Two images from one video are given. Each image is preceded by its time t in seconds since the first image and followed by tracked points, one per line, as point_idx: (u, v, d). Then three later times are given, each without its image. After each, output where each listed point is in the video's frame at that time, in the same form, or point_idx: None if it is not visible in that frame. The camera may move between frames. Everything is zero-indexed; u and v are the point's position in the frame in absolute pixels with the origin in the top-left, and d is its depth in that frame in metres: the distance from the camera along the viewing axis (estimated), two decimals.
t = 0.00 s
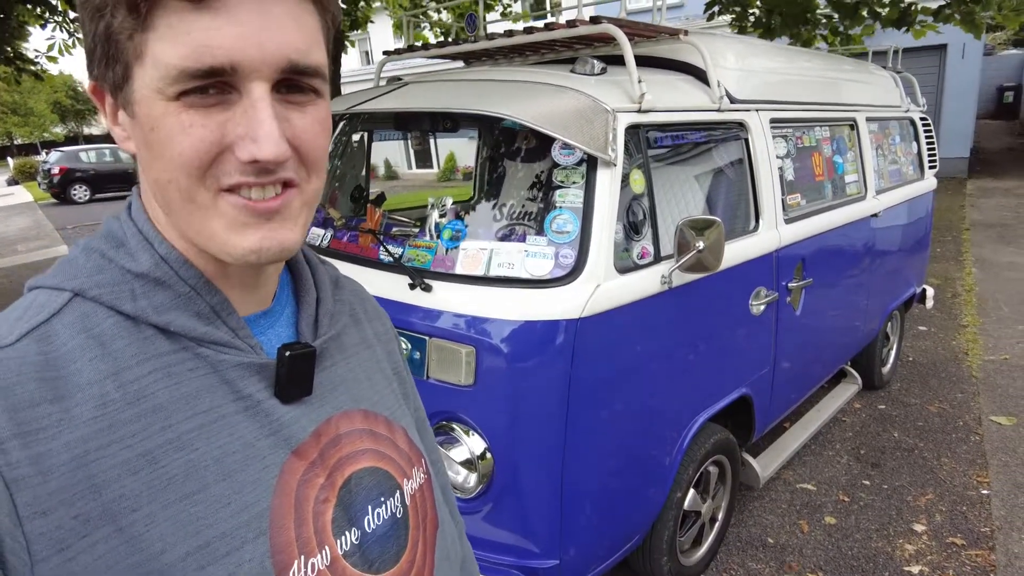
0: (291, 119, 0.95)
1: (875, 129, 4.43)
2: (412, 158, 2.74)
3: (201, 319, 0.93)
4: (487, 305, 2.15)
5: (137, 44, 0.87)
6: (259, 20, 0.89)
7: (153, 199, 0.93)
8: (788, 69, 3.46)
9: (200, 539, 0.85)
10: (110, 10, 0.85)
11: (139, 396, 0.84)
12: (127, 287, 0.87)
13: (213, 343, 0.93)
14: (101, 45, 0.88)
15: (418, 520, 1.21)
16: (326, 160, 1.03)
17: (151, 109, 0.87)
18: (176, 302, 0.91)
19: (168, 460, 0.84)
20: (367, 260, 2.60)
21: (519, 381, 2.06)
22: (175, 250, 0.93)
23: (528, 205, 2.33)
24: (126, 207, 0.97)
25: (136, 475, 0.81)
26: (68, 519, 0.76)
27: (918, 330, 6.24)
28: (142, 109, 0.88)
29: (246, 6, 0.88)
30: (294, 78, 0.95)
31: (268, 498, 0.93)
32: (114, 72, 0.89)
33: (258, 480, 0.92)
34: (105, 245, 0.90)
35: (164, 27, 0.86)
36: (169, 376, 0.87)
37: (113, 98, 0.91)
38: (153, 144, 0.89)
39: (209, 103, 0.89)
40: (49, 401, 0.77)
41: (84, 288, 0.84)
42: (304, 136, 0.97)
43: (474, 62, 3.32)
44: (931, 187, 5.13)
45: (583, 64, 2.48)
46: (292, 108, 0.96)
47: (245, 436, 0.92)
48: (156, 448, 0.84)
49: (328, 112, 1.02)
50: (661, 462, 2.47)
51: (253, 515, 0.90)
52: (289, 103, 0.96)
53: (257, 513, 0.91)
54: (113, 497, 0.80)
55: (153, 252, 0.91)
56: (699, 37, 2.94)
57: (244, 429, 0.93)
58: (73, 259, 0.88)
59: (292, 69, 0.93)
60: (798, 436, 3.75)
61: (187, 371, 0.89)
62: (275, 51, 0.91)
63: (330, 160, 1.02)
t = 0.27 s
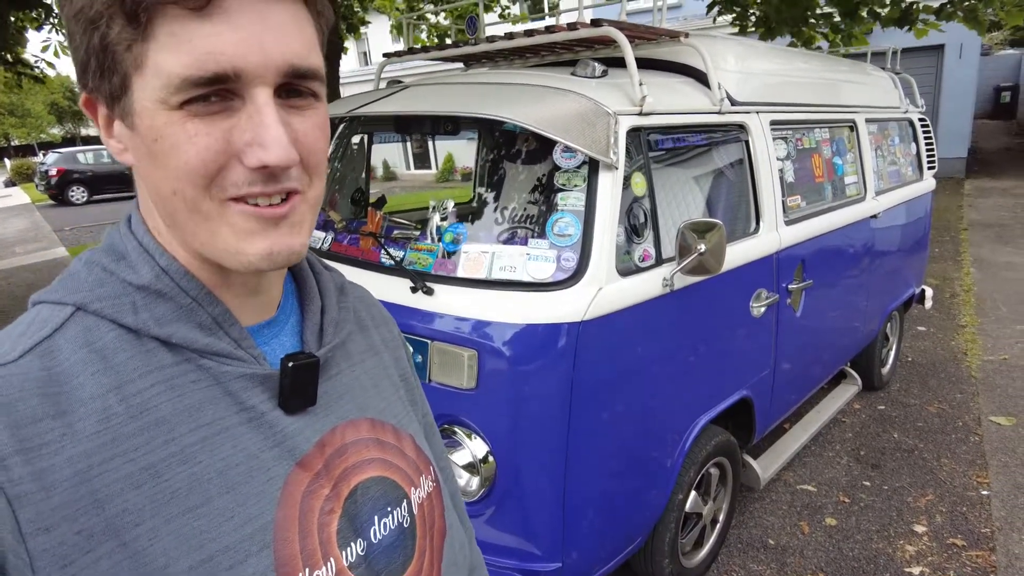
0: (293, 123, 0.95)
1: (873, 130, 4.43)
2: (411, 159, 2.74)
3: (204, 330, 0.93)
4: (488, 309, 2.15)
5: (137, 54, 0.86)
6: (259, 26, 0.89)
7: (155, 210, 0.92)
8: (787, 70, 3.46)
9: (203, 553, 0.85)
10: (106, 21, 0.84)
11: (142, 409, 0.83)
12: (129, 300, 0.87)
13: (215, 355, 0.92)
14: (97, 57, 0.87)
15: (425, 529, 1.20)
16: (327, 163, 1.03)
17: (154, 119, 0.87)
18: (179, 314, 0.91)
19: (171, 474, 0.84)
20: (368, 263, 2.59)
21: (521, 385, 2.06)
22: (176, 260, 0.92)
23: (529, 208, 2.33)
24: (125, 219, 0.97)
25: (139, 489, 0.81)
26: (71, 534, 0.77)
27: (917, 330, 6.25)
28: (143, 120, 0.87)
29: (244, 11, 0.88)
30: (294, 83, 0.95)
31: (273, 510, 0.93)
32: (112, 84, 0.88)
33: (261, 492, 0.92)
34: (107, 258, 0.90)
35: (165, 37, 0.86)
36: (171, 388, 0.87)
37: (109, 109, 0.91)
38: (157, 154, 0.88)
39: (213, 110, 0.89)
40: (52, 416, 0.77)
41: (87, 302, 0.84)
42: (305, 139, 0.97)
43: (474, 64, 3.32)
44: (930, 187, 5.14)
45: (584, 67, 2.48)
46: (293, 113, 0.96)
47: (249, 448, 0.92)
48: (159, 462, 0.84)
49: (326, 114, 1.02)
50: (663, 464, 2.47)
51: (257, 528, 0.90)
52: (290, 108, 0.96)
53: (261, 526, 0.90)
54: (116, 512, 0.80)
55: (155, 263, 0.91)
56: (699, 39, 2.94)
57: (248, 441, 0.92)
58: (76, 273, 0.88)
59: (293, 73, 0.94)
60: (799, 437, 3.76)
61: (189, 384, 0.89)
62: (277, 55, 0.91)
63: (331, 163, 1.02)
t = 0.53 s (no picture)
0: (286, 117, 0.95)
1: (871, 131, 4.44)
2: (409, 160, 2.71)
3: (199, 333, 0.93)
4: (486, 311, 2.15)
5: (127, 56, 0.86)
6: (248, 20, 0.90)
7: (150, 212, 0.91)
8: (785, 71, 3.46)
9: (199, 555, 0.84)
10: (93, 24, 0.84)
11: (137, 413, 0.83)
12: (124, 303, 0.86)
13: (210, 357, 0.92)
14: (85, 62, 0.86)
15: (421, 530, 1.20)
16: (319, 156, 1.03)
17: (148, 119, 0.86)
18: (174, 317, 0.90)
19: (167, 476, 0.84)
20: (367, 264, 2.59)
21: (519, 386, 2.06)
22: (171, 263, 0.92)
23: (528, 209, 2.33)
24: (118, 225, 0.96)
25: (135, 492, 0.81)
26: (68, 538, 0.76)
27: (915, 331, 6.26)
28: (136, 121, 0.87)
29: (232, 7, 0.89)
30: (285, 76, 0.95)
31: (268, 512, 0.92)
32: (101, 88, 0.87)
33: (257, 495, 0.92)
34: (101, 262, 0.90)
35: (154, 35, 0.86)
36: (166, 392, 0.87)
37: (98, 113, 0.90)
38: (152, 155, 0.87)
39: (207, 107, 0.88)
40: (47, 420, 0.77)
41: (82, 305, 0.84)
42: (298, 133, 0.97)
43: (473, 64, 3.32)
44: (928, 188, 5.15)
45: (583, 68, 2.48)
46: (284, 107, 0.96)
47: (245, 450, 0.92)
48: (155, 464, 0.83)
49: (316, 108, 1.02)
50: (661, 465, 2.47)
51: (253, 531, 0.90)
52: (281, 102, 0.96)
53: (257, 528, 0.90)
54: (112, 516, 0.79)
55: (149, 266, 0.91)
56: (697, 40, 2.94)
57: (244, 443, 0.92)
58: (69, 277, 0.87)
59: (284, 66, 0.94)
60: (797, 437, 3.76)
61: (184, 387, 0.88)
62: (268, 51, 0.91)
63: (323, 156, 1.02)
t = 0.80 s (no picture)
0: (283, 122, 0.95)
1: (869, 132, 4.44)
2: (407, 161, 2.73)
3: (191, 335, 0.92)
4: (482, 312, 2.14)
5: (123, 57, 0.85)
6: (247, 26, 0.89)
7: (144, 214, 0.91)
8: (783, 72, 3.46)
9: (191, 558, 0.84)
10: (89, 25, 0.83)
11: (129, 415, 0.83)
12: (115, 305, 0.86)
13: (202, 360, 0.91)
14: (80, 61, 0.86)
15: (413, 532, 1.19)
16: (315, 161, 1.03)
17: (143, 122, 0.86)
18: (165, 319, 0.90)
19: (160, 479, 0.84)
20: (363, 265, 2.58)
21: (516, 387, 2.06)
22: (164, 266, 0.91)
23: (525, 210, 2.33)
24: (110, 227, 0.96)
25: (127, 495, 0.81)
26: (59, 541, 0.76)
27: (913, 332, 6.26)
28: (132, 123, 0.86)
29: (231, 12, 0.88)
30: (282, 81, 0.95)
31: (261, 514, 0.92)
32: (96, 88, 0.86)
33: (250, 497, 0.91)
34: (93, 264, 0.89)
35: (153, 39, 0.85)
36: (158, 394, 0.86)
37: (92, 114, 0.89)
38: (147, 157, 0.87)
39: (204, 110, 0.88)
40: (38, 423, 0.76)
41: (72, 308, 0.83)
42: (295, 137, 0.97)
43: (470, 65, 3.32)
44: (925, 189, 5.16)
45: (580, 69, 2.48)
46: (281, 111, 0.96)
47: (237, 452, 0.91)
48: (148, 466, 0.83)
49: (312, 112, 1.02)
50: (658, 466, 2.47)
51: (245, 533, 0.89)
52: (278, 106, 0.96)
53: (249, 530, 0.90)
54: (105, 518, 0.79)
55: (141, 268, 0.90)
56: (694, 42, 2.94)
57: (236, 445, 0.92)
58: (60, 279, 0.87)
59: (281, 71, 0.94)
60: (794, 438, 3.76)
61: (176, 389, 0.88)
62: (265, 55, 0.91)
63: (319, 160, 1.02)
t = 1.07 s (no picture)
0: (280, 128, 0.96)
1: (867, 133, 4.45)
2: (406, 162, 2.72)
3: (186, 337, 0.93)
4: (479, 313, 2.14)
5: (120, 59, 0.85)
6: (246, 31, 0.90)
7: (136, 214, 0.91)
8: (781, 73, 3.47)
9: (191, 558, 0.84)
10: (87, 26, 0.84)
11: (126, 418, 0.83)
12: (109, 308, 0.86)
13: (197, 361, 0.92)
14: (75, 62, 0.85)
15: (408, 529, 1.20)
16: (311, 167, 1.03)
17: (139, 123, 0.86)
18: (160, 321, 0.90)
19: (157, 481, 0.84)
20: (361, 266, 2.58)
21: (513, 388, 2.06)
22: (157, 268, 0.92)
23: (522, 211, 2.33)
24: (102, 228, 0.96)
25: (125, 498, 0.81)
26: (58, 545, 0.76)
27: (911, 333, 6.27)
28: (127, 124, 0.86)
29: (231, 18, 0.88)
30: (280, 87, 0.96)
31: (259, 513, 0.92)
32: (92, 88, 0.86)
33: (248, 497, 0.91)
34: (85, 266, 0.89)
35: (152, 42, 0.85)
36: (154, 396, 0.86)
37: (87, 113, 0.89)
38: (141, 158, 0.87)
39: (200, 115, 0.88)
40: (34, 427, 0.77)
41: (66, 311, 0.83)
42: (291, 143, 0.97)
43: (468, 66, 3.32)
44: (923, 190, 5.16)
45: (578, 70, 2.48)
46: (278, 117, 0.96)
47: (234, 453, 0.92)
48: (145, 469, 0.83)
49: (310, 119, 1.02)
50: (656, 466, 2.47)
51: (244, 532, 0.89)
52: (276, 112, 0.96)
53: (247, 530, 0.90)
54: (103, 522, 0.79)
55: (134, 270, 0.90)
56: (692, 43, 2.94)
57: (233, 446, 0.92)
58: (52, 282, 0.86)
59: (279, 77, 0.94)
60: (792, 439, 3.76)
61: (171, 391, 0.88)
62: (264, 60, 0.91)
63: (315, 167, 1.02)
